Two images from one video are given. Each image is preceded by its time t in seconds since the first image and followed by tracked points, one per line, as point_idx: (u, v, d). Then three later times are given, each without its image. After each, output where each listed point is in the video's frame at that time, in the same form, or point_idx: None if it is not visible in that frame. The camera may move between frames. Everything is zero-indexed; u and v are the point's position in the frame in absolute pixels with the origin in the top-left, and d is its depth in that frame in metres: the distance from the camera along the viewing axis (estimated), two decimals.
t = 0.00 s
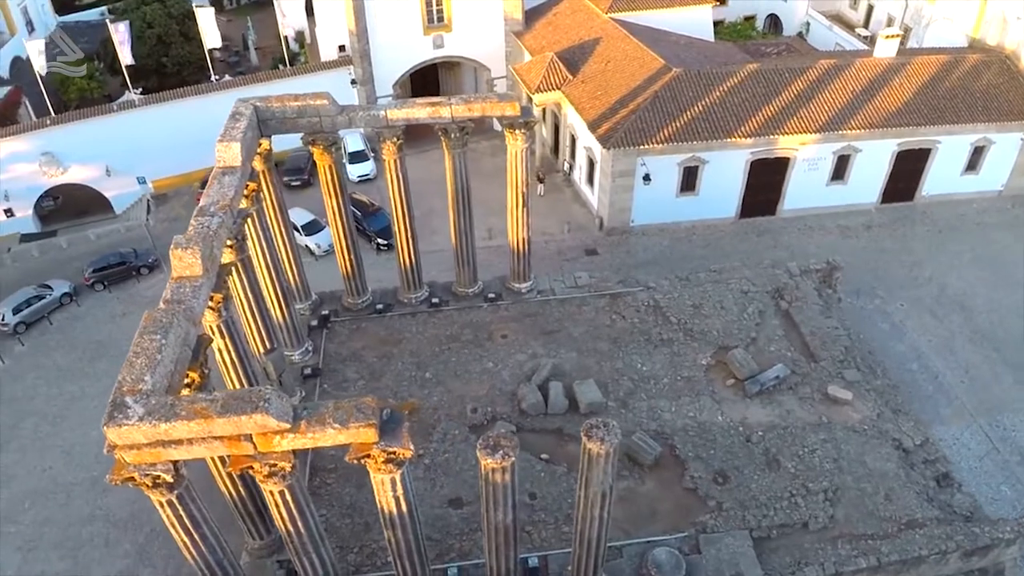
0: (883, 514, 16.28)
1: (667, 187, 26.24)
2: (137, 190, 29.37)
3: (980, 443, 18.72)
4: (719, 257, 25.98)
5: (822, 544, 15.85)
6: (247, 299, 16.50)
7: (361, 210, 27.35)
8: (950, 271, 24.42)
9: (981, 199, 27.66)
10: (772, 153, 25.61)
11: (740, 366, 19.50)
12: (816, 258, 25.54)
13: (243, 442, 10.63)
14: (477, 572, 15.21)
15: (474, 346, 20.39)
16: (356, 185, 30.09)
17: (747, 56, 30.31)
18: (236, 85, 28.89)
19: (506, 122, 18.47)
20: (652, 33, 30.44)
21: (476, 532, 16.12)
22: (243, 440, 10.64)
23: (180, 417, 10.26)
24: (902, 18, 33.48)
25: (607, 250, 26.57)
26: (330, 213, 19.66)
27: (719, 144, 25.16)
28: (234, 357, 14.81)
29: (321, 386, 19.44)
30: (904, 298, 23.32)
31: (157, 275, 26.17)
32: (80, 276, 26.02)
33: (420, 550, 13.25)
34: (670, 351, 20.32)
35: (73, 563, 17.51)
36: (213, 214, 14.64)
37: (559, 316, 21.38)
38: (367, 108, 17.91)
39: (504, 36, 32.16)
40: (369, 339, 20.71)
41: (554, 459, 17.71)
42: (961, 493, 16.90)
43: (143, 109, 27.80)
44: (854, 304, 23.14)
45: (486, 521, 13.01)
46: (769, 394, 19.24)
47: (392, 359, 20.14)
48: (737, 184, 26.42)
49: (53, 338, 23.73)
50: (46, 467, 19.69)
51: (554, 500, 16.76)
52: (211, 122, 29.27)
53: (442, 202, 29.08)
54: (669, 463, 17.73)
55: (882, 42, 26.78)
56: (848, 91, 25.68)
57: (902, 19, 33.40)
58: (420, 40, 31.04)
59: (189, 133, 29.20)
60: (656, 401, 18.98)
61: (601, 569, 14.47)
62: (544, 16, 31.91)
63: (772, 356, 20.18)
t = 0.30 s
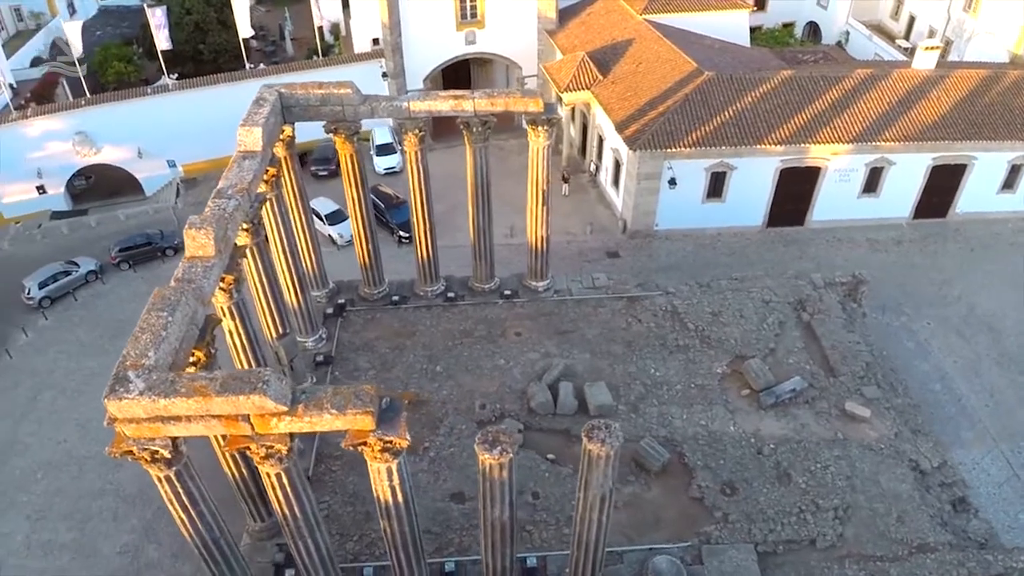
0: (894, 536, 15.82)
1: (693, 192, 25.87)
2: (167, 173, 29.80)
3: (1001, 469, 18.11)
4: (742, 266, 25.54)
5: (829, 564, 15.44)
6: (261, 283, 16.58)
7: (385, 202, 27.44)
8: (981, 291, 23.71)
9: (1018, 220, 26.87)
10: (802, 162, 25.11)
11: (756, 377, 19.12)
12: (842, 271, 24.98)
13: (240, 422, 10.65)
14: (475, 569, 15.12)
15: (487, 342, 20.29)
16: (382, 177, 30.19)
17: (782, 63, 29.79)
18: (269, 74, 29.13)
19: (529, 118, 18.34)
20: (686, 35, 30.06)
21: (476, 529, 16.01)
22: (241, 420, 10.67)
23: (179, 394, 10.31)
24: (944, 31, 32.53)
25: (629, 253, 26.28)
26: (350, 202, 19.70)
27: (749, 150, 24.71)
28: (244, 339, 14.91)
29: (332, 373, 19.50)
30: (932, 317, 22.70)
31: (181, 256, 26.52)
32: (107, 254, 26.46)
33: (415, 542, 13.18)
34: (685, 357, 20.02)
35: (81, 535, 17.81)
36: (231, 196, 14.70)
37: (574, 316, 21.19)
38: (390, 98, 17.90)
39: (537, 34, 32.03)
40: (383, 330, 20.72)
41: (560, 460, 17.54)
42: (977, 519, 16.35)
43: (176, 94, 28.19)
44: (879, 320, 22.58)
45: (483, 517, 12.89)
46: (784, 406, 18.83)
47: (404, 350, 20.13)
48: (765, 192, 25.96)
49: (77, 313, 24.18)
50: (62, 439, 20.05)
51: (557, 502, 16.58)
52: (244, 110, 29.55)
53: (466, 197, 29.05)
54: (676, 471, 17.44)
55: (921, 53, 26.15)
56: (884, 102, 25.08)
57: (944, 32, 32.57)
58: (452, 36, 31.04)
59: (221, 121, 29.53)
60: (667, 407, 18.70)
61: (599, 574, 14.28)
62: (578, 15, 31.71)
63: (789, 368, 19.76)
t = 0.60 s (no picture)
0: (905, 548, 15.48)
1: (710, 193, 25.56)
2: (187, 164, 30.05)
3: (1018, 483, 17.68)
4: (759, 269, 25.19)
5: (837, 573, 15.14)
6: (271, 273, 16.63)
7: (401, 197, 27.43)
8: (1004, 300, 23.18)
9: None
10: (823, 165, 24.70)
11: (769, 382, 18.83)
12: (861, 277, 24.54)
13: (240, 411, 10.65)
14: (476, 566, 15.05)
15: (497, 339, 20.20)
16: (399, 172, 30.19)
17: (805, 64, 29.37)
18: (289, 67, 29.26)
19: (544, 114, 18.19)
20: (708, 35, 29.71)
21: (479, 526, 15.92)
22: (241, 409, 10.67)
23: (180, 380, 10.32)
24: (972, 35, 31.97)
25: (645, 254, 26.03)
26: (364, 195, 19.69)
27: (769, 152, 24.33)
28: (251, 328, 14.95)
29: (341, 366, 19.52)
30: (952, 326, 22.22)
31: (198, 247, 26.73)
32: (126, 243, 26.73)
33: (415, 538, 13.11)
34: (697, 360, 19.77)
35: (89, 521, 17.99)
36: (242, 186, 14.71)
37: (585, 315, 21.03)
38: (405, 92, 17.82)
39: (558, 32, 31.87)
40: (393, 325, 20.70)
41: (566, 459, 17.40)
42: (991, 533, 15.96)
43: (198, 86, 28.40)
44: (897, 327, 22.15)
45: (484, 514, 12.78)
46: (796, 412, 18.52)
47: (413, 346, 20.09)
48: (784, 195, 25.59)
49: (93, 300, 24.46)
50: (74, 425, 20.28)
51: (562, 502, 16.42)
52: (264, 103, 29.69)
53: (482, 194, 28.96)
54: (684, 474, 17.22)
55: (947, 57, 25.64)
56: (908, 105, 24.60)
57: (971, 37, 31.97)
58: (473, 32, 30.98)
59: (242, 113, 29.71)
60: (677, 409, 18.47)
61: None
62: (600, 13, 31.48)
63: (803, 374, 19.44)
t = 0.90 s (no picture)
0: (917, 555, 15.14)
1: (726, 192, 25.24)
2: (203, 158, 30.20)
3: None
4: (774, 269, 24.82)
5: None
6: (278, 267, 16.63)
7: (414, 193, 27.38)
8: None
9: None
10: (841, 165, 24.29)
11: (781, 384, 18.53)
12: (879, 279, 24.10)
13: (239, 402, 10.61)
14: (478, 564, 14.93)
15: (505, 336, 20.07)
16: (413, 169, 30.15)
17: (826, 64, 28.94)
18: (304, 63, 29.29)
19: (556, 110, 18.00)
20: (727, 33, 29.37)
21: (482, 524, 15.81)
22: (239, 400, 10.63)
23: (180, 370, 10.30)
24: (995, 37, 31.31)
25: (659, 253, 25.75)
26: (374, 190, 19.63)
27: (786, 151, 23.96)
28: (257, 320, 14.93)
29: (348, 360, 19.49)
30: (971, 330, 21.74)
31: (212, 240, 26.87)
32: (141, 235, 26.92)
33: (416, 533, 13.01)
34: (708, 360, 19.50)
35: (96, 510, 18.13)
36: (250, 178, 14.69)
37: (595, 313, 20.83)
38: (416, 86, 17.72)
39: (575, 29, 31.64)
40: (402, 320, 20.63)
41: (572, 458, 17.23)
42: (1006, 541, 15.56)
43: (214, 80, 28.52)
44: (914, 331, 21.72)
45: (484, 511, 12.64)
46: (808, 415, 18.20)
47: (422, 341, 20.01)
48: (801, 195, 25.21)
49: (107, 292, 24.66)
50: (85, 416, 20.46)
51: (566, 500, 16.25)
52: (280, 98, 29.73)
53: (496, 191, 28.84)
54: (692, 475, 16.98)
55: (969, 57, 25.13)
56: (928, 106, 24.14)
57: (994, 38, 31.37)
58: (490, 28, 30.86)
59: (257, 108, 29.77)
60: (686, 409, 18.24)
61: None
62: (617, 11, 31.22)
63: (815, 376, 19.11)
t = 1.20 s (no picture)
0: (923, 566, 14.83)
1: (738, 193, 24.92)
2: (217, 151, 30.32)
3: None
4: (787, 272, 24.47)
5: None
6: (282, 259, 16.62)
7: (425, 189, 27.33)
8: None
9: None
10: (856, 168, 23.89)
11: (788, 388, 18.25)
12: (893, 284, 23.69)
13: (233, 392, 10.58)
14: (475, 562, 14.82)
15: (510, 334, 19.94)
16: (425, 165, 30.10)
17: (844, 64, 28.54)
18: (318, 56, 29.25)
19: (565, 106, 17.83)
20: (744, 32, 29.01)
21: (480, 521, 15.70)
22: (233, 390, 10.60)
23: (174, 358, 10.27)
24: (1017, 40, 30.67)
25: (670, 253, 25.49)
26: (381, 184, 19.58)
27: (800, 152, 23.62)
28: (258, 311, 14.92)
29: (353, 354, 19.46)
30: (986, 337, 21.30)
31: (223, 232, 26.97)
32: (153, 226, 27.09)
33: (411, 529, 12.92)
34: (715, 362, 19.25)
35: (100, 498, 18.22)
36: (254, 169, 14.65)
37: (602, 312, 20.65)
38: (424, 80, 17.61)
39: (591, 26, 31.44)
40: (407, 315, 20.57)
41: (574, 458, 17.06)
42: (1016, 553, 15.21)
43: (228, 74, 28.54)
44: (928, 337, 21.31)
45: (480, 508, 12.52)
46: (815, 419, 17.91)
47: (427, 337, 19.93)
48: (815, 197, 24.84)
49: (118, 282, 24.83)
50: (92, 404, 20.61)
51: (567, 500, 16.09)
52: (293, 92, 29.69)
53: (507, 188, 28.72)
54: (695, 478, 16.76)
55: (988, 61, 24.40)
56: (947, 109, 23.70)
57: (1017, 41, 30.66)
58: (504, 25, 30.74)
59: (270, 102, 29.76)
60: (691, 411, 18.01)
61: None
62: (633, 9, 30.98)
63: (824, 381, 18.79)
